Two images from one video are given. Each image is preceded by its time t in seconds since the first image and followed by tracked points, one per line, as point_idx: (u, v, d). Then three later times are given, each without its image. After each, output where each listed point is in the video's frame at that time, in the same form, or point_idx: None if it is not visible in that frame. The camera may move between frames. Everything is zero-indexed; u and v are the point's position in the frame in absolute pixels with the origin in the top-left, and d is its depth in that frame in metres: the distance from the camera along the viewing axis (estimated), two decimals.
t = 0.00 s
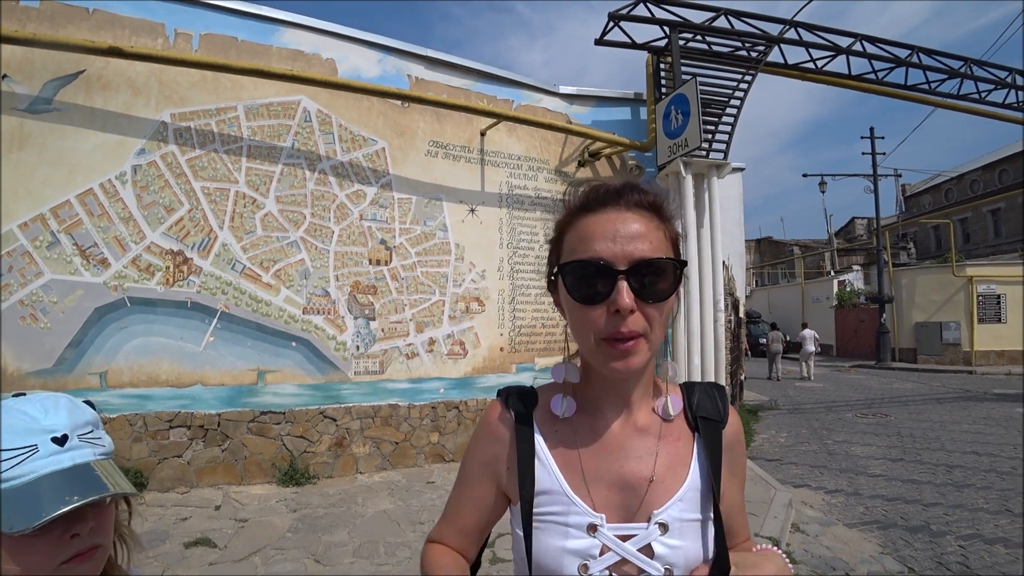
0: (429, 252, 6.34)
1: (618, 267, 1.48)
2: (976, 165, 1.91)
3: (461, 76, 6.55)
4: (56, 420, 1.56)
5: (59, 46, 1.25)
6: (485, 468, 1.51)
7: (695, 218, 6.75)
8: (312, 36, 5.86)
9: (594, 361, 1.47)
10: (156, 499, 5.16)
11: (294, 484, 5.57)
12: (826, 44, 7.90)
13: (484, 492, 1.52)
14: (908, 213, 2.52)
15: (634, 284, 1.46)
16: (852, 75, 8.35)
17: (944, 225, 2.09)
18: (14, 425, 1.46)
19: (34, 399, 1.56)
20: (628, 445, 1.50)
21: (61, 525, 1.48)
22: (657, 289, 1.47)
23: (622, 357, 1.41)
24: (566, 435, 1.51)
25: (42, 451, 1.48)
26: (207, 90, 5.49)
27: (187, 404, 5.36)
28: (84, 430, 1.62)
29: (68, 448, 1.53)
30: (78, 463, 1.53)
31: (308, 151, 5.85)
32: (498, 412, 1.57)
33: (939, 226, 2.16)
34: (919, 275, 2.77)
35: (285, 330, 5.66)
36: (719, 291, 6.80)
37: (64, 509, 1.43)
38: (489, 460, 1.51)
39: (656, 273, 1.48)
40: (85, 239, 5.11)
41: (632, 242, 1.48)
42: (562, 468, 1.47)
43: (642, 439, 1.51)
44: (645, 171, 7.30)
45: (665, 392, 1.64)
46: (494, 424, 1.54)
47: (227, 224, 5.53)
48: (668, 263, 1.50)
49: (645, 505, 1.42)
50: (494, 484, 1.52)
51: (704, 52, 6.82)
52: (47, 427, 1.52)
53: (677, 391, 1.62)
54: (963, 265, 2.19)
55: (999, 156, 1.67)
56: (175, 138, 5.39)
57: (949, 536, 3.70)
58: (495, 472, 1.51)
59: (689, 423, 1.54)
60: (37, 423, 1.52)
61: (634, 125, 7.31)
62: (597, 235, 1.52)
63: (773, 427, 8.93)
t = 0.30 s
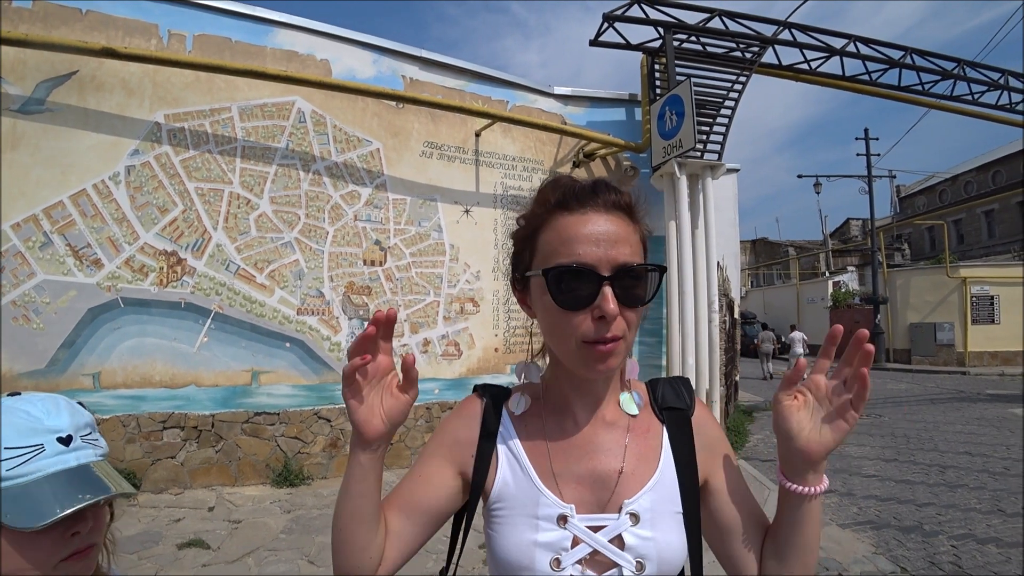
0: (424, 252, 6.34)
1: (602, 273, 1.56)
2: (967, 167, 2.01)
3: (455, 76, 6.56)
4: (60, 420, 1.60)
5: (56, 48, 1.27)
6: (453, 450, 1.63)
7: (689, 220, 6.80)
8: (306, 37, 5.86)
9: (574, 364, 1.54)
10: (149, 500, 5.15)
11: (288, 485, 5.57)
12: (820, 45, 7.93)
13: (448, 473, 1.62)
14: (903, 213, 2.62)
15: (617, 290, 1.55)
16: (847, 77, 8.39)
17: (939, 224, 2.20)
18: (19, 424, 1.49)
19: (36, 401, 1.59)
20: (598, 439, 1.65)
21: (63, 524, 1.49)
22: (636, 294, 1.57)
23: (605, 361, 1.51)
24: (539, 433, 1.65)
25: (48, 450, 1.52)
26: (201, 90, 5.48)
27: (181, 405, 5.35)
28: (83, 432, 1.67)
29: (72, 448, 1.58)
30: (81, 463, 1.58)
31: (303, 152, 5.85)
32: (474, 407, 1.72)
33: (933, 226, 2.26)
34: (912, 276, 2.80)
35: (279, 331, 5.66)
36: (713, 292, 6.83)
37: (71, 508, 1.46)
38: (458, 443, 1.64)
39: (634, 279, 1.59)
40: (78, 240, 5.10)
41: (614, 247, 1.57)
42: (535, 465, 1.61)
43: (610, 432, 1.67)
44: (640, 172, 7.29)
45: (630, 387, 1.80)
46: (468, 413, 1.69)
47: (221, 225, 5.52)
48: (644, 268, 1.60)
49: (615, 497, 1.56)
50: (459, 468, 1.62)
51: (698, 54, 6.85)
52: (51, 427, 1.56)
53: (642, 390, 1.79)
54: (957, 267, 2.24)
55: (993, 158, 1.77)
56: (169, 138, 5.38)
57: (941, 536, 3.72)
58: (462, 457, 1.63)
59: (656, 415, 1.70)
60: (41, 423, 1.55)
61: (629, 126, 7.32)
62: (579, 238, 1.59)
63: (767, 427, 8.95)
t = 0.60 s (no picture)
0: (416, 252, 6.33)
1: (588, 271, 1.51)
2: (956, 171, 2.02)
3: (449, 76, 6.55)
4: (41, 405, 1.62)
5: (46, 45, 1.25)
6: (431, 471, 1.58)
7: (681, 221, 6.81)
8: (299, 35, 5.83)
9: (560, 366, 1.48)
10: (138, 500, 5.10)
11: (278, 485, 5.54)
12: (813, 48, 7.97)
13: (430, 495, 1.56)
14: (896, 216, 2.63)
15: (603, 289, 1.51)
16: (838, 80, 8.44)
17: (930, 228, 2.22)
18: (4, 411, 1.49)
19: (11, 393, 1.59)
20: (571, 447, 1.55)
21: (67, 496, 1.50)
22: (619, 294, 1.54)
23: (594, 363, 1.46)
24: (513, 443, 1.57)
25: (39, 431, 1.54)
26: (193, 88, 5.44)
27: (171, 405, 5.31)
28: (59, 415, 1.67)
29: (60, 428, 1.61)
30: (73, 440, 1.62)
31: (295, 151, 5.82)
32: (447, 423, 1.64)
33: (924, 229, 2.28)
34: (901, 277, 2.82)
35: (271, 330, 5.63)
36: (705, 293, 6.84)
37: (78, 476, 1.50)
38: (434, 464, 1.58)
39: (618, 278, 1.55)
40: (67, 238, 5.05)
41: (599, 246, 1.54)
42: (507, 476, 1.53)
43: (586, 438, 1.56)
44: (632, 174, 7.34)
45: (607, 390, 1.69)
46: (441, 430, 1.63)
47: (212, 223, 5.49)
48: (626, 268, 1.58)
49: (590, 506, 1.46)
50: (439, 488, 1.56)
51: (691, 56, 6.87)
52: (35, 409, 1.58)
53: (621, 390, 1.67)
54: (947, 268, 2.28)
55: (991, 159, 1.75)
56: (160, 136, 5.34)
57: (929, 536, 3.75)
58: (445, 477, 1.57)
59: (636, 419, 1.58)
60: (26, 408, 1.56)
61: (622, 127, 7.34)
62: (561, 236, 1.54)
63: (758, 428, 8.99)
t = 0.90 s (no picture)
0: (411, 249, 6.32)
1: (547, 265, 1.48)
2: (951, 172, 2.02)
3: (446, 73, 6.54)
4: (14, 399, 1.55)
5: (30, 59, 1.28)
6: (413, 479, 1.60)
7: (676, 220, 6.81)
8: (295, 30, 5.81)
9: (523, 368, 1.45)
10: (132, 497, 5.09)
11: (272, 482, 5.53)
12: (809, 48, 7.99)
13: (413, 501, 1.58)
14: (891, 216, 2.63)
15: (563, 283, 1.47)
16: (834, 80, 8.46)
17: (923, 229, 2.22)
18: None
19: None
20: (550, 453, 1.51)
21: (46, 490, 1.45)
22: (583, 287, 1.50)
23: (555, 361, 1.42)
24: (488, 449, 1.56)
25: (15, 422, 1.48)
26: (188, 83, 5.41)
27: (164, 401, 5.29)
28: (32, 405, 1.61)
29: (36, 420, 1.56)
30: (48, 434, 1.55)
31: (291, 147, 5.80)
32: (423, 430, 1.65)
33: (917, 230, 2.28)
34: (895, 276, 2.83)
35: (265, 326, 5.62)
36: (700, 292, 6.85)
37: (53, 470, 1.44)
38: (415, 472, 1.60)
39: (582, 269, 1.51)
40: (61, 233, 5.02)
41: (557, 237, 1.50)
42: (485, 484, 1.50)
43: (565, 444, 1.52)
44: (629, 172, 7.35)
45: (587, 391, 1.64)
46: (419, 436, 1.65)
47: (207, 219, 5.47)
48: (591, 258, 1.53)
49: (568, 514, 1.42)
50: (422, 497, 1.59)
51: (688, 55, 6.88)
52: (8, 403, 1.51)
53: (604, 390, 1.63)
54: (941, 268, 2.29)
55: (987, 160, 1.73)
56: (155, 131, 5.32)
57: (921, 535, 3.77)
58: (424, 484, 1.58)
59: (618, 420, 1.53)
60: None
61: (618, 125, 7.34)
62: (519, 230, 1.51)
63: (752, 427, 9.03)
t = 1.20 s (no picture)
0: (409, 249, 6.32)
1: (503, 267, 1.47)
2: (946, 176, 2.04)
3: (445, 73, 6.55)
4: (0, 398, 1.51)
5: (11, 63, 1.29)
6: (395, 491, 1.58)
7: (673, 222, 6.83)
8: (295, 29, 5.81)
9: (485, 372, 1.43)
10: (127, 495, 5.08)
11: (269, 480, 5.53)
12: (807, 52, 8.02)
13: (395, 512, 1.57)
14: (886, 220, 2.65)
15: (521, 285, 1.45)
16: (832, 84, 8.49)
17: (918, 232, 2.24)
18: None
19: None
20: (531, 468, 1.50)
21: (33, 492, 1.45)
22: (546, 289, 1.47)
23: (511, 361, 1.39)
24: (467, 460, 1.55)
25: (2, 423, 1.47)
26: (187, 81, 5.41)
27: (161, 399, 5.29)
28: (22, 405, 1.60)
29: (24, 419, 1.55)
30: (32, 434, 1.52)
31: (289, 146, 5.80)
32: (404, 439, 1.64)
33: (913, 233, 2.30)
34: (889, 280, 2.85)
35: (262, 325, 5.61)
36: (696, 293, 6.87)
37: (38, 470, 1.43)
38: (397, 482, 1.59)
39: (544, 271, 1.48)
40: (58, 230, 5.01)
41: (515, 239, 1.49)
42: (465, 498, 1.50)
43: (546, 459, 1.51)
44: (626, 174, 7.37)
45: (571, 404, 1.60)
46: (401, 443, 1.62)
47: (205, 217, 5.46)
48: (555, 259, 1.50)
49: (550, 530, 1.43)
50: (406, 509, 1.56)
51: (687, 57, 6.90)
52: None
53: (588, 403, 1.60)
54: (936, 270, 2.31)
55: (984, 163, 1.76)
56: (153, 129, 5.31)
57: (915, 537, 3.80)
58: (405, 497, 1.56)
59: (602, 434, 1.52)
60: None
61: (616, 127, 7.36)
62: (480, 235, 1.52)
63: (748, 428, 9.06)
